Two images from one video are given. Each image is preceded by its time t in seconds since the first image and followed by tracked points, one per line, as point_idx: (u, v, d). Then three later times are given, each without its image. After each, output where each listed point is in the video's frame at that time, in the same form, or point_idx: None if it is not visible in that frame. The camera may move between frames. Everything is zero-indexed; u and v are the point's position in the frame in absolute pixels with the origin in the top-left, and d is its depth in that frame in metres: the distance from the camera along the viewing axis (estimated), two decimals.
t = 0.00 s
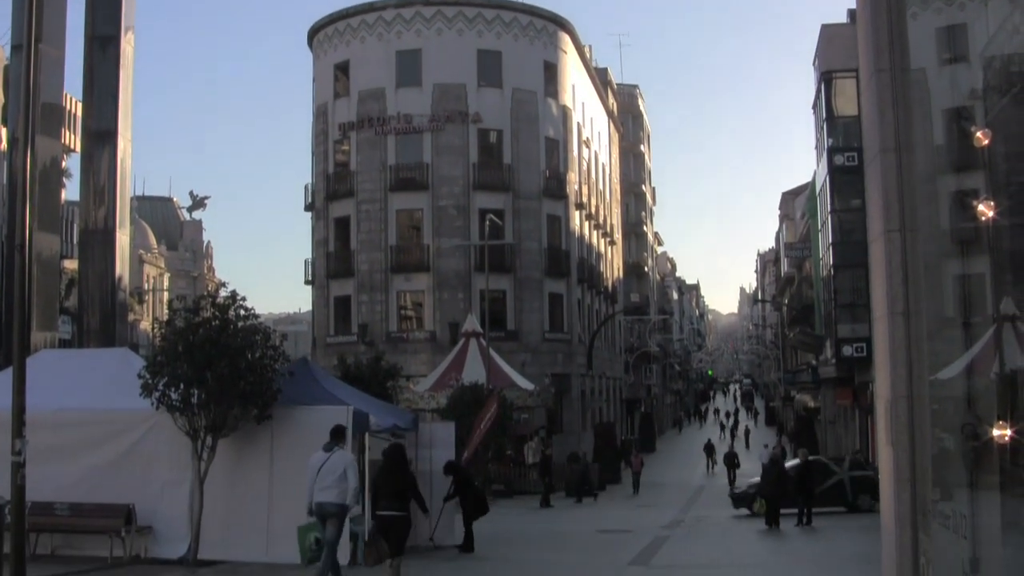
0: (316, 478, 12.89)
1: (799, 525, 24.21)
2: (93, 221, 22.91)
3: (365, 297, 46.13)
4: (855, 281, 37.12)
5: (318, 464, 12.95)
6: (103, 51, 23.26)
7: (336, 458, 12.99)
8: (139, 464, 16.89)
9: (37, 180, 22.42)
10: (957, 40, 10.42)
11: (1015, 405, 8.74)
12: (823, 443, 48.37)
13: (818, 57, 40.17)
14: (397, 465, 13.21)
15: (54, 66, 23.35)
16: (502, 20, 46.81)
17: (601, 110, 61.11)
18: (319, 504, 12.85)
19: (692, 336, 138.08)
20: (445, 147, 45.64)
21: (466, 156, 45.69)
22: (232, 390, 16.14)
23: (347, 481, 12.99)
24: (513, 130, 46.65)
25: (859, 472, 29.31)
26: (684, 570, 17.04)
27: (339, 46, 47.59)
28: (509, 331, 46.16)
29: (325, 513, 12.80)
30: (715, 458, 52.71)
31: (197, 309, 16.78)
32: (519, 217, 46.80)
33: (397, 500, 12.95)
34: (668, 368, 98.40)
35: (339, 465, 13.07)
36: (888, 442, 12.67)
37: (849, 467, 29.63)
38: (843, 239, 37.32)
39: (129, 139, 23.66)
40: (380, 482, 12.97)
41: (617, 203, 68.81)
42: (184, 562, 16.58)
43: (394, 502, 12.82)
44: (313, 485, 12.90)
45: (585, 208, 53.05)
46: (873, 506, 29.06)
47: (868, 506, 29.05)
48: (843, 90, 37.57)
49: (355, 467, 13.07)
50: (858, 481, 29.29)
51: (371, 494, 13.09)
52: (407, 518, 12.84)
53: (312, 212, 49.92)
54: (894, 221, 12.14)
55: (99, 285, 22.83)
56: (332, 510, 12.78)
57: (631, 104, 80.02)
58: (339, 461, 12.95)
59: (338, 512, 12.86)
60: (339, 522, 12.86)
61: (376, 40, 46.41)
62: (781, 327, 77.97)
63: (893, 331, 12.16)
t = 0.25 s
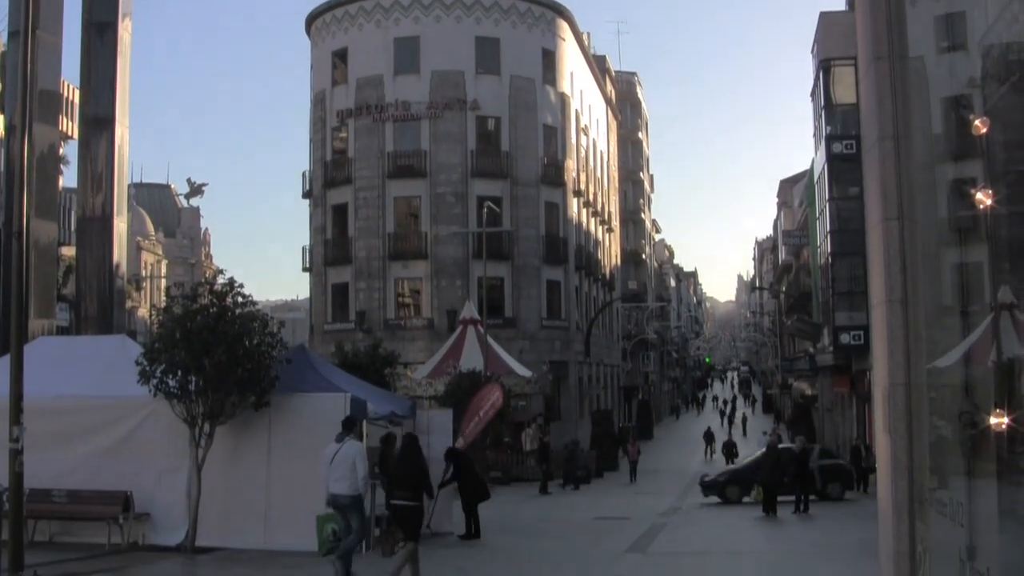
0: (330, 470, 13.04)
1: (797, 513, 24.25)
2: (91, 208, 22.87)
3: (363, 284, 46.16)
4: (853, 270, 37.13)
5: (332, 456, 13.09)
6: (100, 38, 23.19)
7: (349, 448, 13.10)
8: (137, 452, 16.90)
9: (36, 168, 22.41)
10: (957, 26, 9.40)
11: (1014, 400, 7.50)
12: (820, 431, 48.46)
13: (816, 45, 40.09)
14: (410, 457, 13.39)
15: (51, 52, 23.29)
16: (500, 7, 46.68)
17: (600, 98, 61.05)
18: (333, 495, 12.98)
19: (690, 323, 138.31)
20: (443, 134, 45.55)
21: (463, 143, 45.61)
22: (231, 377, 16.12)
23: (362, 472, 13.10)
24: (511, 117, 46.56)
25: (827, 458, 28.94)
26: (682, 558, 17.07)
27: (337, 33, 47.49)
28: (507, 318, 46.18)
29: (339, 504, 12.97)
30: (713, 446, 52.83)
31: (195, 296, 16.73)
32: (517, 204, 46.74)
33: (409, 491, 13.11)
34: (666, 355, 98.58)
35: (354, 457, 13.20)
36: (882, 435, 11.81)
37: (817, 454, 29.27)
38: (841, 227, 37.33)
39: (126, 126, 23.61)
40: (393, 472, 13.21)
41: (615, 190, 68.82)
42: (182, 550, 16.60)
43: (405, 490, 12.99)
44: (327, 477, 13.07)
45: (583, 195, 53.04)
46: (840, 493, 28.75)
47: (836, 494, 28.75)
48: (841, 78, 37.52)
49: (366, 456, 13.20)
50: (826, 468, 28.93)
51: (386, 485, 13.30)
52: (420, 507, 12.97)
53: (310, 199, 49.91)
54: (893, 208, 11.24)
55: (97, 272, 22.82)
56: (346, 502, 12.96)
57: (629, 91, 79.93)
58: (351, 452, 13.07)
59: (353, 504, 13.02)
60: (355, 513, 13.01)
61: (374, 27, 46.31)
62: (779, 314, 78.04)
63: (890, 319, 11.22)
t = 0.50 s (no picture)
0: (348, 455, 14.14)
1: (793, 499, 24.34)
2: (88, 194, 22.85)
3: (361, 271, 46.19)
4: (850, 257, 37.17)
5: (348, 442, 14.18)
6: (98, 24, 23.12)
7: (364, 434, 14.14)
8: (135, 437, 16.92)
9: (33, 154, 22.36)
10: (956, 12, 9.05)
11: (1007, 388, 7.07)
12: (818, 418, 48.57)
13: (814, 33, 39.99)
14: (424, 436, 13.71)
15: (48, 39, 23.24)
16: None
17: (597, 84, 60.94)
18: (351, 479, 14.07)
19: (687, 310, 138.33)
20: (441, 121, 45.45)
21: (462, 130, 45.54)
22: (228, 363, 16.10)
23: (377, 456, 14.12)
24: (509, 103, 46.48)
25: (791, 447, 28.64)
26: (678, 544, 17.14)
27: (335, 20, 47.39)
28: (505, 305, 46.22)
29: (357, 486, 14.01)
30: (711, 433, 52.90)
31: (193, 283, 16.76)
32: (514, 191, 46.70)
33: (423, 472, 13.51)
34: (663, 342, 98.59)
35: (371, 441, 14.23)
36: (882, 420, 11.36)
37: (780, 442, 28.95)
38: (839, 214, 37.35)
39: (123, 112, 23.56)
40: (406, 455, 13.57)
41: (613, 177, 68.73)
42: (180, 536, 16.66)
43: (419, 476, 13.39)
44: (346, 461, 14.18)
45: (581, 182, 52.98)
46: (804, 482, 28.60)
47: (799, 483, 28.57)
48: (840, 66, 37.46)
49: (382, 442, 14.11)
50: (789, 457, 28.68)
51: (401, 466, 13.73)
52: (433, 490, 13.41)
53: (307, 185, 49.89)
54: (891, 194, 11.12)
55: (94, 259, 22.85)
56: (362, 484, 14.00)
57: (627, 78, 79.73)
58: (365, 437, 14.10)
59: (369, 486, 14.04)
60: (372, 494, 14.08)
61: (372, 13, 46.21)
62: (776, 301, 78.08)
63: (889, 307, 11.08)
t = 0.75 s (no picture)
0: (365, 444, 14.19)
1: (790, 488, 24.40)
2: (86, 183, 22.86)
3: (359, 259, 46.19)
4: (848, 246, 37.21)
5: (365, 431, 14.23)
6: (95, 12, 23.10)
7: (382, 424, 14.22)
8: (133, 425, 16.93)
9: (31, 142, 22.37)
10: None
11: (1006, 380, 6.28)
12: (815, 406, 48.73)
13: (813, 22, 39.97)
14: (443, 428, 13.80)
15: (46, 27, 23.22)
16: None
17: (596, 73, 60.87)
18: (368, 468, 14.12)
19: (685, 299, 138.50)
20: (439, 109, 45.38)
21: (460, 118, 45.46)
22: (226, 351, 16.09)
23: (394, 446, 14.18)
24: (507, 91, 46.40)
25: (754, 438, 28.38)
26: (676, 532, 17.20)
27: (333, 7, 47.30)
28: (503, 293, 46.24)
29: (374, 475, 14.06)
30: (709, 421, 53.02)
31: (190, 271, 16.74)
32: (512, 179, 46.66)
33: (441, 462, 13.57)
34: (661, 331, 98.77)
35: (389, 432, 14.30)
36: (878, 414, 10.49)
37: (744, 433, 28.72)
38: (837, 202, 37.40)
39: (122, 100, 23.55)
40: (424, 444, 13.63)
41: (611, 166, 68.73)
42: (179, 524, 16.68)
43: (437, 465, 13.47)
44: (362, 451, 14.21)
45: (579, 170, 52.96)
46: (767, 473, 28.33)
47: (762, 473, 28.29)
48: (839, 55, 37.44)
49: (400, 432, 14.21)
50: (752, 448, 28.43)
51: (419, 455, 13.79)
52: (451, 479, 13.50)
53: (305, 173, 49.87)
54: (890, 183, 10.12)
55: (92, 247, 22.86)
56: (378, 474, 14.04)
57: (625, 67, 79.68)
58: (383, 427, 14.18)
59: (386, 475, 14.08)
60: (388, 483, 14.09)
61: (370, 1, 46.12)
62: (774, 289, 78.18)
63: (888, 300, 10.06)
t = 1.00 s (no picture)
0: (376, 430, 14.33)
1: (788, 477, 24.43)
2: (83, 171, 22.85)
3: (356, 248, 46.17)
4: (846, 236, 37.22)
5: (378, 418, 14.38)
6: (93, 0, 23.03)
7: (394, 412, 14.37)
8: (131, 414, 16.93)
9: (29, 131, 22.35)
10: None
11: (1003, 370, 6.06)
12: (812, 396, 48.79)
13: (811, 11, 39.91)
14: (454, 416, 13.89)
15: (43, 15, 23.16)
16: None
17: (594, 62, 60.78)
18: (378, 454, 14.24)
19: (683, 288, 138.60)
20: (437, 98, 45.29)
21: (457, 107, 45.36)
22: (224, 340, 16.06)
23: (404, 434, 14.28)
24: (505, 81, 46.31)
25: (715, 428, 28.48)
26: (674, 522, 17.21)
27: None
28: (500, 282, 46.27)
29: (382, 461, 14.16)
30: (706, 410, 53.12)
31: (188, 260, 16.69)
32: (510, 168, 46.59)
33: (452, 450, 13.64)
34: (659, 320, 98.88)
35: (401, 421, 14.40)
36: (875, 402, 9.88)
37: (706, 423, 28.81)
38: (835, 192, 37.41)
39: (119, 88, 23.51)
40: (435, 430, 13.72)
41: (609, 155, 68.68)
42: (177, 513, 16.70)
43: (447, 451, 13.51)
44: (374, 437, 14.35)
45: (577, 159, 52.91)
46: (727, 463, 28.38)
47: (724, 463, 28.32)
48: (837, 45, 37.38)
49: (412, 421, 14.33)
50: (714, 438, 28.51)
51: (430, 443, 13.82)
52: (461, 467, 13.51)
53: (303, 162, 49.85)
54: (888, 172, 9.33)
55: (90, 236, 22.86)
56: (387, 459, 14.12)
57: (624, 56, 79.57)
58: (396, 414, 14.33)
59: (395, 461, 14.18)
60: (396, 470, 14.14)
61: None
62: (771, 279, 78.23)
63: (885, 293, 9.36)
